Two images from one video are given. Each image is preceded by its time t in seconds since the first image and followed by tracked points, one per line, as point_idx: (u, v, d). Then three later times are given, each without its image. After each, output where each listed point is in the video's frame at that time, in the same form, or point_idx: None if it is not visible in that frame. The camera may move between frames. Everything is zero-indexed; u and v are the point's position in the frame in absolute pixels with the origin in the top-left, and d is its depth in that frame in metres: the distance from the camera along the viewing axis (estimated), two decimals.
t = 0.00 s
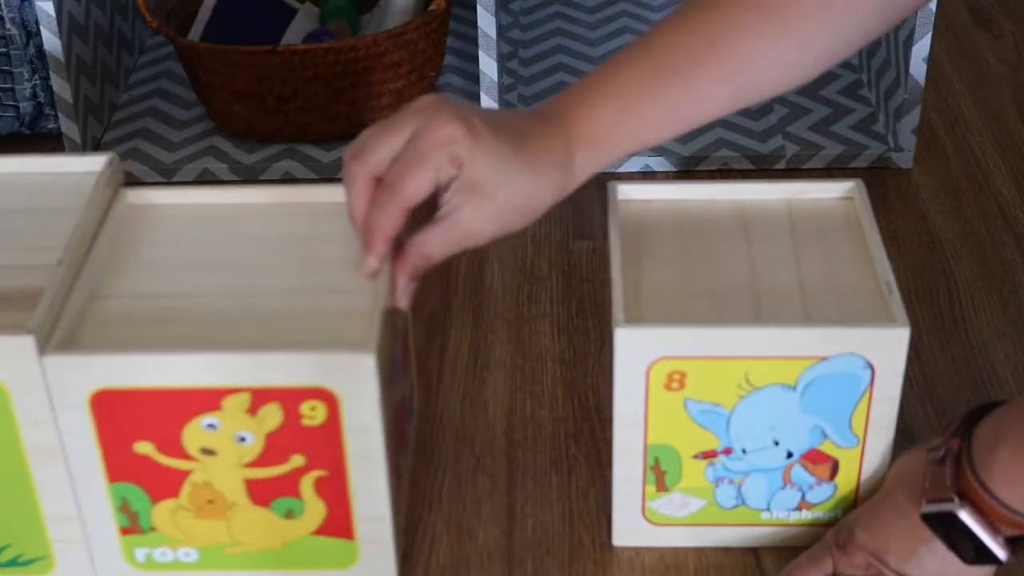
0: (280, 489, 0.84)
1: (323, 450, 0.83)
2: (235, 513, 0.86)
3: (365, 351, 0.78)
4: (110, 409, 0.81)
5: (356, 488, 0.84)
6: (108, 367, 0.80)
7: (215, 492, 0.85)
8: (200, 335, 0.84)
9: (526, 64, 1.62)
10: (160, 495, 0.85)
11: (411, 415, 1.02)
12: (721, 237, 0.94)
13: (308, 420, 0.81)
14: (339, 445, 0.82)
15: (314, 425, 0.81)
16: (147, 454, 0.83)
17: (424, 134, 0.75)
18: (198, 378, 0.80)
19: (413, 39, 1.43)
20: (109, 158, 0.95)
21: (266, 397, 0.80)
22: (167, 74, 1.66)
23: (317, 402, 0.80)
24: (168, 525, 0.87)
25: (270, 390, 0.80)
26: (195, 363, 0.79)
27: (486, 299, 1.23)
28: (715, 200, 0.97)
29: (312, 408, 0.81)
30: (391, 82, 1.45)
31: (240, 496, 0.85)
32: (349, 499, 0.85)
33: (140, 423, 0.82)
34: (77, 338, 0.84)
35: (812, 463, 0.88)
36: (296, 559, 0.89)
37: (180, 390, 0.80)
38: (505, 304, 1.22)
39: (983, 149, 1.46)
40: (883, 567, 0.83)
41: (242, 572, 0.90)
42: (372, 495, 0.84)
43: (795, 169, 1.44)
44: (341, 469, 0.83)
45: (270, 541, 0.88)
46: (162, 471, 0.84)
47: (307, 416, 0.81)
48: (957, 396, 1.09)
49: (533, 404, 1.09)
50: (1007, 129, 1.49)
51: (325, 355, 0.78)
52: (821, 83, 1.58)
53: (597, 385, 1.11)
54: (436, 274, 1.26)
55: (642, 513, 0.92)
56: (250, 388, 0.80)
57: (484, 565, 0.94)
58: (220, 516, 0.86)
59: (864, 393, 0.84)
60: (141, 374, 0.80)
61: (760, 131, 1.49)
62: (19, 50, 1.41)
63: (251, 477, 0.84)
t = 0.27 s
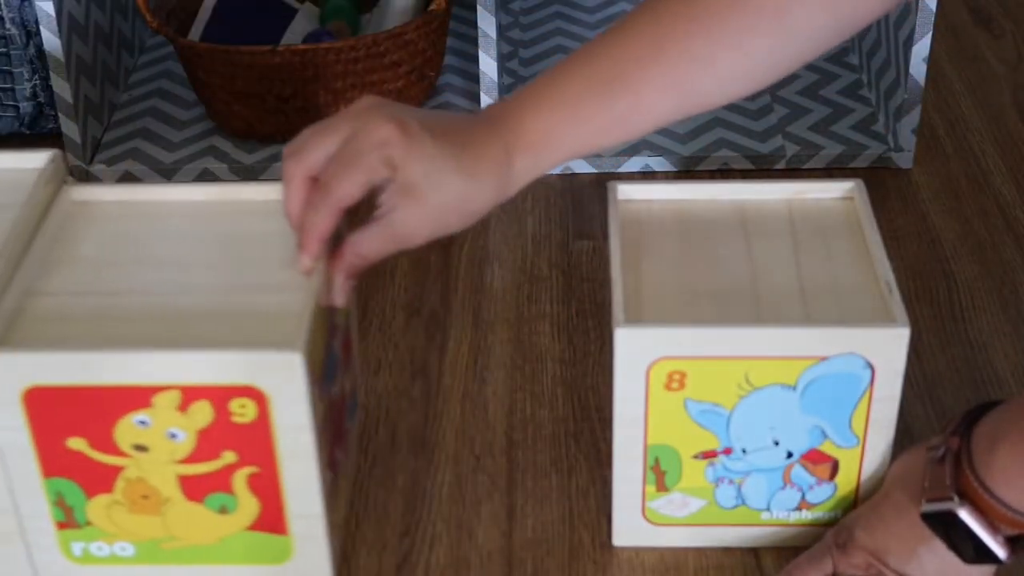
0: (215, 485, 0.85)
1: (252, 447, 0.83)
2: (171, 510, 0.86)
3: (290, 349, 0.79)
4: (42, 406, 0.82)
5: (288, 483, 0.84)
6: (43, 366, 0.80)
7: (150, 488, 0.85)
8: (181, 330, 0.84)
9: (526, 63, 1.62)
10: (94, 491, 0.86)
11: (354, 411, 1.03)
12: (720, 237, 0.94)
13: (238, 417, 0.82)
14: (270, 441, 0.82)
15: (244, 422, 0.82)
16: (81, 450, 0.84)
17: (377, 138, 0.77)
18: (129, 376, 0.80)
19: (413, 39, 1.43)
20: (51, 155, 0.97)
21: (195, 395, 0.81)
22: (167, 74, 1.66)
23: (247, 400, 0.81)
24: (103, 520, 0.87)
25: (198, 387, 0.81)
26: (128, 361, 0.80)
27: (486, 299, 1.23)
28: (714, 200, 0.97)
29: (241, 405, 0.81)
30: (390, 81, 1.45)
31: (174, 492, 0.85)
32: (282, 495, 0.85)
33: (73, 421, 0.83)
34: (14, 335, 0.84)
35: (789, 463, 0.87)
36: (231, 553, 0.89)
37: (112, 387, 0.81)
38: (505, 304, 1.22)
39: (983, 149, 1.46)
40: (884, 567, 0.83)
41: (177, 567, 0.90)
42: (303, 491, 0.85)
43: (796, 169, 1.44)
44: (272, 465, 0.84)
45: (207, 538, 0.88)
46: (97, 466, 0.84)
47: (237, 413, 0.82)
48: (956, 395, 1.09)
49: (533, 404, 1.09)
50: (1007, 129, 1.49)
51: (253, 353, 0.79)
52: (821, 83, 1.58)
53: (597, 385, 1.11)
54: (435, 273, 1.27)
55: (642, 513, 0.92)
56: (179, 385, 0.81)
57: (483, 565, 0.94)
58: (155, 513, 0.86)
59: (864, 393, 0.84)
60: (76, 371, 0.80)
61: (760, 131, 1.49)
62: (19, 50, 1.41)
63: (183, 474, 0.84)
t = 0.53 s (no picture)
0: (185, 471, 0.85)
1: (223, 433, 0.83)
2: (141, 497, 0.86)
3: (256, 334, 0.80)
4: (12, 393, 0.82)
5: (259, 469, 0.85)
6: (15, 354, 0.80)
7: (120, 475, 0.85)
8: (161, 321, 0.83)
9: (526, 63, 1.61)
10: (64, 479, 0.86)
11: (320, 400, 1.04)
12: (720, 236, 0.94)
13: (206, 402, 0.82)
14: (239, 425, 0.83)
15: (212, 407, 0.82)
16: (50, 437, 0.84)
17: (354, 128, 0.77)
18: (98, 362, 0.80)
19: (413, 39, 1.43)
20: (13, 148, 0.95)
21: (164, 380, 0.81)
22: (167, 74, 1.66)
23: (214, 385, 0.81)
24: (74, 508, 0.87)
25: (166, 372, 0.81)
26: (99, 347, 0.80)
27: (486, 298, 1.23)
28: (714, 200, 0.97)
29: (209, 391, 0.82)
30: (390, 81, 1.45)
31: (144, 479, 0.85)
32: (252, 481, 0.86)
33: (42, 408, 0.83)
34: None
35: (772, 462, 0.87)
36: (201, 540, 0.89)
37: (82, 374, 0.81)
38: (505, 304, 1.22)
39: (983, 149, 1.46)
40: (883, 567, 0.83)
41: (148, 554, 0.90)
42: (273, 476, 0.85)
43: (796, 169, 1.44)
44: (240, 450, 0.84)
45: (177, 525, 0.88)
46: (66, 453, 0.84)
47: (205, 398, 0.82)
48: (956, 395, 1.09)
49: (533, 404, 1.09)
50: (1007, 129, 1.49)
51: (220, 337, 0.79)
52: (821, 83, 1.58)
53: (596, 384, 1.11)
54: (435, 273, 1.27)
55: (642, 513, 0.92)
56: (147, 371, 0.81)
57: (483, 565, 0.94)
58: (125, 500, 0.86)
59: (864, 393, 0.84)
60: (48, 358, 0.80)
61: (760, 131, 1.49)
62: (19, 50, 1.41)
63: (153, 460, 0.84)
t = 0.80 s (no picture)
0: (185, 471, 0.85)
1: (223, 433, 0.83)
2: (141, 497, 0.86)
3: (256, 333, 0.80)
4: (13, 394, 0.82)
5: (260, 469, 0.85)
6: (17, 356, 0.80)
7: (120, 476, 0.85)
8: (162, 320, 0.84)
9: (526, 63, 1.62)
10: (64, 479, 0.86)
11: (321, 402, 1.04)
12: (720, 237, 0.94)
13: (206, 402, 0.82)
14: (240, 425, 0.83)
15: (212, 407, 0.82)
16: (50, 437, 0.84)
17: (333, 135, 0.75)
18: (99, 362, 0.80)
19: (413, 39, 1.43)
20: (14, 149, 0.94)
21: (164, 381, 0.81)
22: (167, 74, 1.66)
23: (215, 385, 0.81)
24: (74, 508, 0.87)
25: (166, 372, 0.81)
26: (102, 347, 0.80)
27: (487, 299, 1.23)
28: (714, 200, 0.97)
29: (210, 391, 0.82)
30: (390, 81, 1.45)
31: (144, 479, 0.85)
32: (252, 481, 0.86)
33: (42, 408, 0.82)
34: None
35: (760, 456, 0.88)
36: (201, 539, 0.89)
37: (83, 374, 0.81)
38: (505, 304, 1.22)
39: (983, 149, 1.46)
40: (883, 567, 0.83)
41: (148, 554, 0.90)
42: (273, 476, 0.85)
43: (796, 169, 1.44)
44: (240, 450, 0.84)
45: (177, 525, 0.88)
46: (66, 453, 0.84)
47: (206, 398, 0.82)
48: (956, 395, 1.09)
49: (533, 404, 1.09)
50: (1007, 129, 1.49)
51: (220, 338, 0.79)
52: (821, 83, 1.58)
53: (596, 384, 1.11)
54: (435, 273, 1.26)
55: (642, 513, 0.92)
56: (147, 372, 0.81)
57: (484, 565, 0.94)
58: (125, 500, 0.86)
59: (864, 392, 0.84)
60: (51, 359, 0.80)
61: (760, 131, 1.49)
62: (19, 50, 1.41)
63: (153, 460, 0.84)
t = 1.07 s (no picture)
0: (186, 471, 0.85)
1: (224, 433, 0.84)
2: (142, 497, 0.86)
3: (256, 333, 0.80)
4: (13, 394, 0.82)
5: (260, 469, 0.85)
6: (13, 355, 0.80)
7: (121, 475, 0.85)
8: (158, 317, 0.83)
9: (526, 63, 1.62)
10: (64, 479, 0.86)
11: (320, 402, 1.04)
12: (720, 237, 0.94)
13: (206, 402, 0.82)
14: (240, 425, 0.83)
15: (212, 407, 0.82)
16: (49, 437, 0.84)
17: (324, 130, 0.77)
18: (98, 363, 0.80)
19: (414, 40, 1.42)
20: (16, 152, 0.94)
21: (164, 381, 0.81)
22: (167, 74, 1.66)
23: (215, 385, 0.81)
24: (74, 508, 0.87)
25: (166, 373, 0.81)
26: (100, 347, 0.79)
27: (487, 299, 1.23)
28: (713, 200, 0.97)
29: (209, 391, 0.82)
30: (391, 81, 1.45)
31: (144, 479, 0.85)
32: (252, 481, 0.86)
33: (42, 408, 0.82)
34: None
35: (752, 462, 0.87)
36: (201, 539, 0.89)
37: (82, 374, 0.81)
38: (505, 304, 1.22)
39: (983, 149, 1.46)
40: (883, 567, 0.82)
41: (149, 554, 0.90)
42: (273, 476, 0.86)
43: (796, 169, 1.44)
44: (240, 450, 0.84)
45: (177, 524, 0.88)
46: (65, 453, 0.84)
47: (206, 398, 0.82)
48: (956, 395, 1.09)
49: (533, 404, 1.09)
50: (1007, 129, 1.49)
51: (220, 338, 0.79)
52: (821, 83, 1.58)
53: (596, 384, 1.11)
54: (436, 273, 1.26)
55: (642, 513, 0.92)
56: (147, 372, 0.81)
57: (484, 565, 0.94)
58: (125, 500, 0.86)
59: (864, 392, 0.84)
60: (49, 358, 0.80)
61: (760, 131, 1.49)
62: (19, 50, 1.41)
63: (153, 460, 0.84)
